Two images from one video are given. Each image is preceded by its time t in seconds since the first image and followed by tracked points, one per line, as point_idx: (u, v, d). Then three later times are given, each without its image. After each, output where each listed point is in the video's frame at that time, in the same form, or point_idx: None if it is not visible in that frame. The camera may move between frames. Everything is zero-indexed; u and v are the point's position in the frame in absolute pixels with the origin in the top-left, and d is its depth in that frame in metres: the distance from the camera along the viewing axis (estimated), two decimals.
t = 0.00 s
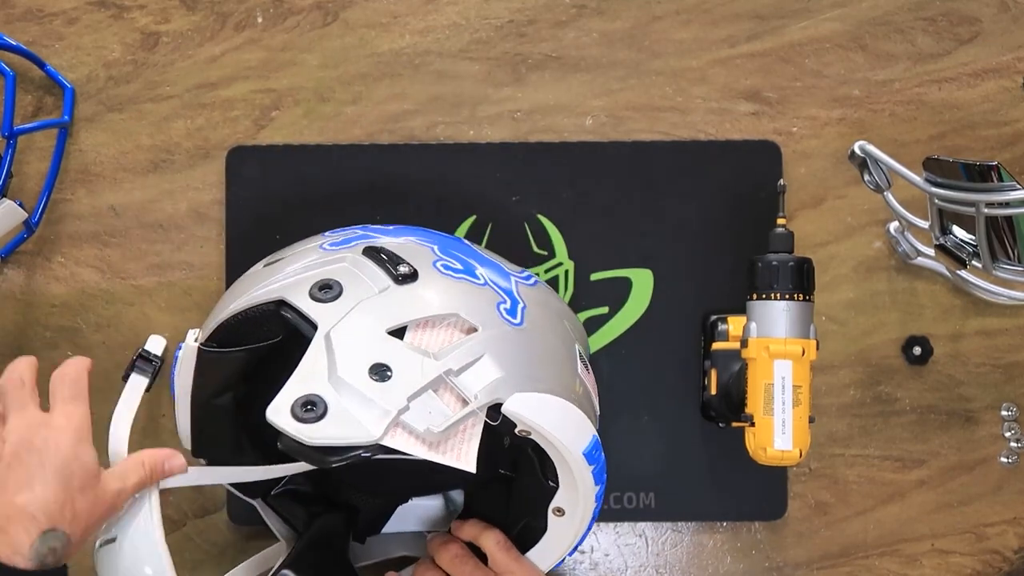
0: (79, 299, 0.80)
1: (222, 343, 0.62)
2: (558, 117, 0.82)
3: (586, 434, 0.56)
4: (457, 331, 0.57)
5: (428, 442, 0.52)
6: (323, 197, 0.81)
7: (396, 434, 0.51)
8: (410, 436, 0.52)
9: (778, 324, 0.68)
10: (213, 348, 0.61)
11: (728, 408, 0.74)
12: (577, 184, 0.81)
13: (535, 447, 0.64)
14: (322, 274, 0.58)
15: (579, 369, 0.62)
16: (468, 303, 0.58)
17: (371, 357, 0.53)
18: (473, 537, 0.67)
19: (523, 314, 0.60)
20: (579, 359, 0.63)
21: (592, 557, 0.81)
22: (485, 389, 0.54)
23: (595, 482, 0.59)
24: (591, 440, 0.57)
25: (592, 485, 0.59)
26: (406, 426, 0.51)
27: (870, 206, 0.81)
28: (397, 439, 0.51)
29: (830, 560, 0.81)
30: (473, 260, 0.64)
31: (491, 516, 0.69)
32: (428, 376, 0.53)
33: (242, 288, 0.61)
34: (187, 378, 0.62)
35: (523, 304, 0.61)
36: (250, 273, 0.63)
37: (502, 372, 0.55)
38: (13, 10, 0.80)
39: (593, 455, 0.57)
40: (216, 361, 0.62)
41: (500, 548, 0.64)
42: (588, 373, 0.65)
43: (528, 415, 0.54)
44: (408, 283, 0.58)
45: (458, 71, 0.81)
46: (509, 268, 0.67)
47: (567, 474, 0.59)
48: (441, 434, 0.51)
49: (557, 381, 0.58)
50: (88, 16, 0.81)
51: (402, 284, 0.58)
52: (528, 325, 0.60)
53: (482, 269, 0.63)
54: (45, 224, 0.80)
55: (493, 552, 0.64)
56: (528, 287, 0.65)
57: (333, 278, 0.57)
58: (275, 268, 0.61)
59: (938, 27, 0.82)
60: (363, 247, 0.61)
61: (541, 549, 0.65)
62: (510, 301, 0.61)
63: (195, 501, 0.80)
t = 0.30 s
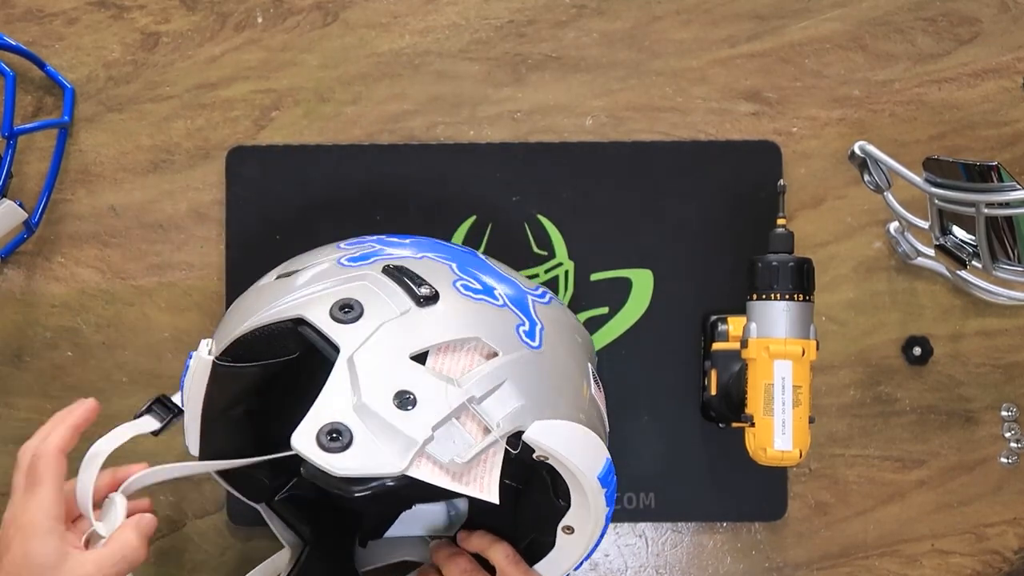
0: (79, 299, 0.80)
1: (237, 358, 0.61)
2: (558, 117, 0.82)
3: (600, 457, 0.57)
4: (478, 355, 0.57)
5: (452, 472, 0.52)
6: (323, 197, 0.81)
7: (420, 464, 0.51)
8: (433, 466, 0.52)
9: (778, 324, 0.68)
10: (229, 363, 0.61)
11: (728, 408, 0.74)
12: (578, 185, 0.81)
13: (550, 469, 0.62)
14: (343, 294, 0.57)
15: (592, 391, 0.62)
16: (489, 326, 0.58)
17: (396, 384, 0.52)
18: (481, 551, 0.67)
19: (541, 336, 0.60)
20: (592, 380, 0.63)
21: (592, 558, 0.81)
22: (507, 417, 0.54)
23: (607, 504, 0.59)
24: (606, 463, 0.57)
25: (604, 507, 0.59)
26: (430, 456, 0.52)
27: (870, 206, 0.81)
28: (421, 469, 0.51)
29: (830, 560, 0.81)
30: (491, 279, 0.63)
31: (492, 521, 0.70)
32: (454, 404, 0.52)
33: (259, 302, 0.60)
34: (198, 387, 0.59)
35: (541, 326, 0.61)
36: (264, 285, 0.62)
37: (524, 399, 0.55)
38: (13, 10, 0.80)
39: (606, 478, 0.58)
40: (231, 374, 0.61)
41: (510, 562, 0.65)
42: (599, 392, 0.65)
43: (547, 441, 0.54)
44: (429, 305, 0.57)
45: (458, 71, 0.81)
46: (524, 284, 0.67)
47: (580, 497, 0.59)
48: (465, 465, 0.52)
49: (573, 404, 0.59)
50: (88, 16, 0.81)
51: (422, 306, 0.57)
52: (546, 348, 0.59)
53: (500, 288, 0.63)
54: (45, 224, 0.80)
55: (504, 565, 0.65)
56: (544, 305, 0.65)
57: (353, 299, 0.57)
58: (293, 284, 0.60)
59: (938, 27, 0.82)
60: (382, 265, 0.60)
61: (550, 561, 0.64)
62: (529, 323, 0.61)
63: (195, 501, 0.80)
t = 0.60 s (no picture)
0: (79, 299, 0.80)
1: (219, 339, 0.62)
2: (558, 117, 0.82)
3: (579, 416, 0.57)
4: (448, 319, 0.57)
5: (422, 430, 0.52)
6: (323, 197, 0.81)
7: (390, 424, 0.51)
8: (403, 425, 0.52)
9: (778, 324, 0.68)
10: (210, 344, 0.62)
11: (728, 408, 0.74)
12: (577, 184, 0.81)
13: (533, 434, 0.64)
14: (314, 266, 0.58)
15: (575, 353, 0.62)
16: (459, 290, 0.58)
17: (363, 347, 0.52)
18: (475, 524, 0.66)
19: (515, 300, 0.60)
20: (575, 344, 0.63)
21: (592, 557, 0.81)
22: (479, 376, 0.54)
23: (592, 465, 0.59)
24: (588, 422, 0.58)
25: (590, 468, 0.59)
26: (400, 414, 0.51)
27: (870, 206, 0.81)
28: (391, 428, 0.51)
29: (830, 560, 0.81)
30: (464, 248, 0.64)
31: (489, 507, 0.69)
32: (421, 364, 0.53)
33: (236, 284, 0.61)
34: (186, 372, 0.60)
35: (516, 290, 0.61)
36: (243, 269, 0.63)
37: (497, 356, 0.55)
38: (13, 10, 0.80)
39: (588, 437, 0.58)
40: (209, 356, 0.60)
41: (504, 532, 0.65)
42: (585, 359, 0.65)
43: (521, 399, 0.54)
44: (398, 272, 0.57)
45: (458, 72, 0.81)
46: (502, 255, 0.67)
47: (565, 459, 0.59)
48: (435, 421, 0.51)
49: (550, 363, 0.58)
50: (88, 16, 0.81)
51: (392, 273, 0.57)
52: (520, 310, 0.59)
53: (473, 257, 0.63)
54: (46, 224, 0.80)
55: (497, 536, 0.64)
56: (521, 272, 0.65)
57: (324, 270, 0.57)
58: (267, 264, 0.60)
59: (938, 27, 0.82)
60: (354, 238, 0.61)
61: (545, 534, 0.65)
62: (502, 288, 0.61)
63: (194, 500, 0.80)
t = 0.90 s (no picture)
0: (79, 299, 0.80)
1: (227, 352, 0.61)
2: (558, 117, 0.82)
3: (592, 414, 0.57)
4: (459, 322, 0.57)
5: (443, 435, 0.51)
6: (323, 197, 0.81)
7: (409, 430, 0.51)
8: (423, 430, 0.51)
9: (778, 324, 0.68)
10: (218, 357, 0.61)
11: (728, 408, 0.74)
12: (577, 184, 0.81)
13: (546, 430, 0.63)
14: (321, 274, 0.57)
15: (583, 348, 0.62)
16: (468, 293, 0.58)
17: (378, 354, 0.52)
18: (487, 520, 0.67)
19: (523, 299, 0.60)
20: (582, 340, 0.63)
21: (593, 557, 0.81)
22: (493, 378, 0.54)
23: (607, 460, 0.59)
24: (601, 417, 0.57)
25: (604, 464, 0.59)
26: (418, 420, 0.51)
27: (870, 206, 0.81)
28: (411, 435, 0.51)
29: (830, 560, 0.81)
30: (469, 250, 0.64)
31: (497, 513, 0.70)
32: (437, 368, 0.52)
33: (241, 295, 0.60)
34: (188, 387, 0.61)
35: (522, 290, 0.61)
36: (245, 279, 0.62)
37: (509, 358, 0.55)
38: (12, 10, 0.80)
39: (602, 433, 0.58)
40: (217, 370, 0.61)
41: (516, 526, 0.65)
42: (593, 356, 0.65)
43: (534, 398, 0.54)
44: (406, 277, 0.57)
45: (458, 71, 0.81)
46: (505, 254, 0.67)
47: (581, 456, 0.59)
48: (455, 425, 0.51)
49: (563, 363, 0.58)
50: (88, 16, 0.81)
51: (400, 278, 0.57)
52: (528, 309, 0.60)
53: (478, 258, 0.63)
54: (45, 224, 0.80)
55: (510, 530, 0.65)
56: (525, 271, 0.65)
57: (331, 277, 0.57)
58: (272, 274, 0.60)
59: (938, 27, 0.82)
60: (358, 244, 0.61)
61: (558, 529, 0.66)
62: (509, 288, 0.61)
63: (195, 500, 0.80)
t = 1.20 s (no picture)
0: (79, 299, 0.80)
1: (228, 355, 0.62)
2: (558, 117, 0.82)
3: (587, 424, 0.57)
4: (457, 329, 0.57)
5: (436, 443, 0.52)
6: (323, 197, 0.81)
7: (403, 438, 0.51)
8: (416, 438, 0.52)
9: (777, 324, 0.68)
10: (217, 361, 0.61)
11: (728, 408, 0.74)
12: (578, 184, 0.81)
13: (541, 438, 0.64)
14: (319, 279, 0.58)
15: (580, 354, 0.62)
16: (465, 299, 0.58)
17: (373, 361, 0.53)
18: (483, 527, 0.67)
19: (521, 306, 0.60)
20: (580, 346, 0.63)
21: (592, 557, 0.81)
22: (488, 387, 0.54)
23: (601, 467, 0.60)
24: (595, 426, 0.58)
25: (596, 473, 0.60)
26: (412, 428, 0.52)
27: (870, 206, 0.81)
28: (404, 442, 0.51)
29: (830, 560, 0.81)
30: (470, 255, 0.64)
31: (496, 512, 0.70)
32: (432, 376, 0.53)
33: (239, 297, 0.61)
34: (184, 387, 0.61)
35: (521, 296, 0.61)
36: (244, 280, 0.63)
37: (505, 367, 0.55)
38: (13, 10, 0.80)
39: (595, 443, 0.58)
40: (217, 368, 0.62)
41: (512, 535, 0.65)
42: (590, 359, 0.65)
43: (530, 407, 0.54)
44: (404, 283, 0.58)
45: (458, 71, 0.81)
46: (506, 259, 0.67)
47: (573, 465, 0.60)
48: (448, 434, 0.52)
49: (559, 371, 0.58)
50: (88, 16, 0.81)
51: (398, 284, 0.57)
52: (526, 316, 0.60)
53: (478, 263, 0.63)
54: (46, 224, 0.80)
55: (506, 540, 0.65)
56: (526, 277, 0.65)
57: (329, 282, 0.57)
58: (271, 275, 0.60)
59: (938, 27, 0.82)
60: (358, 248, 0.61)
61: (554, 535, 0.66)
62: (508, 294, 0.61)
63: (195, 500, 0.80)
